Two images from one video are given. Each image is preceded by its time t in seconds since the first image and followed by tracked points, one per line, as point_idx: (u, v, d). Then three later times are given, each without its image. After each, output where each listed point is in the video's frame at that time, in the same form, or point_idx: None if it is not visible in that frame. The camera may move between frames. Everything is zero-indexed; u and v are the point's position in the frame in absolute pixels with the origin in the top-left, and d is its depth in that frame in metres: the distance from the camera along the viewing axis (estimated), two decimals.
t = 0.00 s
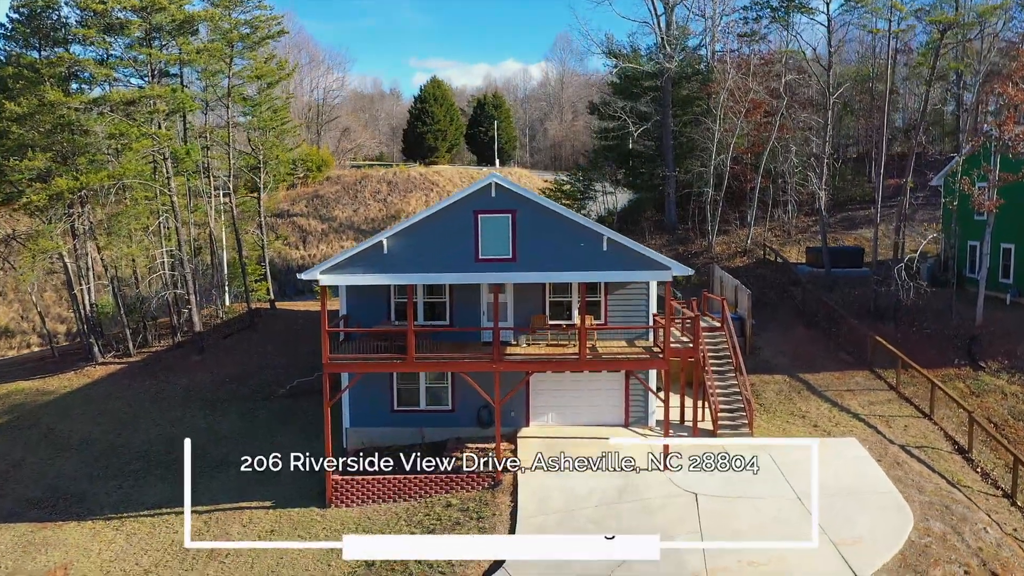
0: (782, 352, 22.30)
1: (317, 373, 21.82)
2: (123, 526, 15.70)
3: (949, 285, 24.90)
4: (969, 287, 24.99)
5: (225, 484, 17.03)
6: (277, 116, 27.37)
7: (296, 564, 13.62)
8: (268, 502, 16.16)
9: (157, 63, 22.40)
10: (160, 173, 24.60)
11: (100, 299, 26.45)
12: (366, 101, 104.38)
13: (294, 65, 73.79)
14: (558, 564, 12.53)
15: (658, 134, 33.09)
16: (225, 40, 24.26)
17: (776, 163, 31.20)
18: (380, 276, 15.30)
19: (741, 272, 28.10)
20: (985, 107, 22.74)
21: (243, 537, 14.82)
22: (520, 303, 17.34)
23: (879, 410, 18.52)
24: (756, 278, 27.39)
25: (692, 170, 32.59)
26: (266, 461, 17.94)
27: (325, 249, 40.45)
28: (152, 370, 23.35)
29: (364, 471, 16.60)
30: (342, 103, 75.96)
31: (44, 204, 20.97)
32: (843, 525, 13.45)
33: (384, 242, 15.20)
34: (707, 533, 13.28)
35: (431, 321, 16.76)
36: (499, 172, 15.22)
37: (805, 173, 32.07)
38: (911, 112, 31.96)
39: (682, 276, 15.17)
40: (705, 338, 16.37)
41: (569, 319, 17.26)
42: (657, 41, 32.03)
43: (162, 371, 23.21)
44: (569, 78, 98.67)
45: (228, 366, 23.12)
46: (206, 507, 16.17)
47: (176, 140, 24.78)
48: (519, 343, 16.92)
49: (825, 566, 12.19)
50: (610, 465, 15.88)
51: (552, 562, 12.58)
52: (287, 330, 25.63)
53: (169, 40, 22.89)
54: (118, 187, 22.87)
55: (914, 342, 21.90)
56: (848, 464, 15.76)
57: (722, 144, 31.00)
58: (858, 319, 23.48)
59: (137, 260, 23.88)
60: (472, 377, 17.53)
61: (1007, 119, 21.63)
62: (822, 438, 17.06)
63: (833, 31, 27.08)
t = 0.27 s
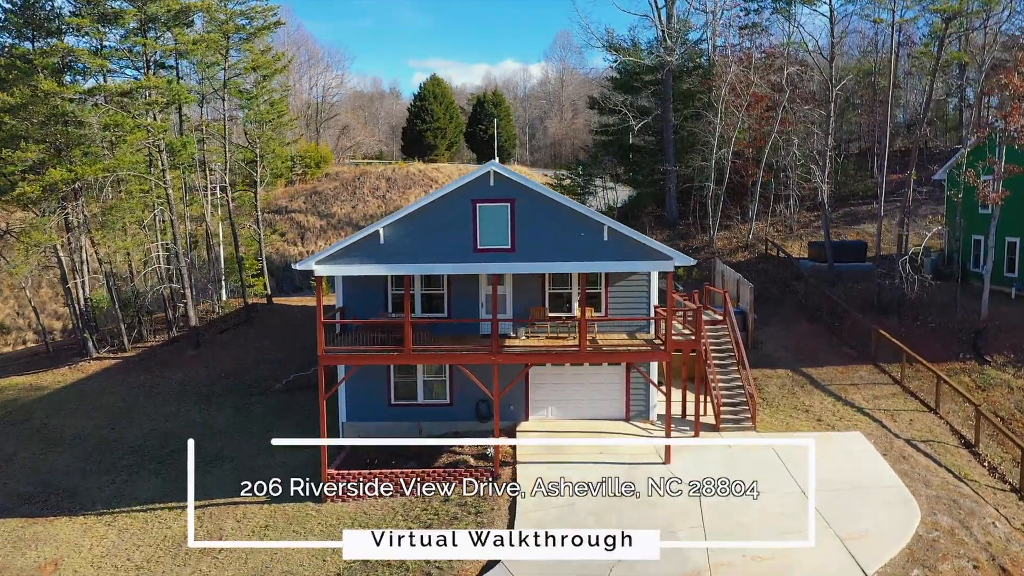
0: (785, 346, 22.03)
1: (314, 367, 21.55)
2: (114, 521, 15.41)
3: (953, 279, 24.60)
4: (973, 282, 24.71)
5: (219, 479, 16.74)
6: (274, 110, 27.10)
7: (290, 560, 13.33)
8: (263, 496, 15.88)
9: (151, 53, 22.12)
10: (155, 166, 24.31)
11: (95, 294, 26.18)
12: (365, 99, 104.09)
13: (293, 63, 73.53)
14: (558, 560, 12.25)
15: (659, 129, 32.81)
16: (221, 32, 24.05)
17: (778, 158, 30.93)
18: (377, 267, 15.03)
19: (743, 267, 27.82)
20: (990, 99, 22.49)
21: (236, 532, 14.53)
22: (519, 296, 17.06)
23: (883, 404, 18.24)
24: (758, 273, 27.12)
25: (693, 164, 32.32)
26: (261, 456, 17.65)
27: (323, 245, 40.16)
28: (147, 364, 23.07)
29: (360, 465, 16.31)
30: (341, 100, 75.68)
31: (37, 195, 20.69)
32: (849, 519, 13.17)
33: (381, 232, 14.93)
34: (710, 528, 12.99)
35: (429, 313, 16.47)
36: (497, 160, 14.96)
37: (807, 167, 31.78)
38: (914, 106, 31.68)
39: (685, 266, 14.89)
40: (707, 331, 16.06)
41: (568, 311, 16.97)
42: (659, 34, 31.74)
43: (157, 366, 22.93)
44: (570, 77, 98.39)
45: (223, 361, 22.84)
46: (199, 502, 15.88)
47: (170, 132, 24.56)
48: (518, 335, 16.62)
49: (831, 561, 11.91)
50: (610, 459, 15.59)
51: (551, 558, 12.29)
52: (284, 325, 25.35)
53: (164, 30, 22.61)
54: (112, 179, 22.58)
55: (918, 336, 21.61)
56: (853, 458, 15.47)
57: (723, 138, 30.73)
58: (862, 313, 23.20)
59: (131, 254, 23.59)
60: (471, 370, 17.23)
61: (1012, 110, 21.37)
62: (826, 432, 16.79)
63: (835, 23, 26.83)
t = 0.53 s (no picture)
0: (788, 341, 21.78)
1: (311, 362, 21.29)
2: (107, 517, 15.16)
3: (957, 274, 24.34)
4: (977, 277, 24.47)
5: (214, 474, 16.49)
6: (271, 104, 26.84)
7: (285, 555, 13.08)
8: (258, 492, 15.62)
9: (147, 44, 21.87)
10: (150, 159, 24.04)
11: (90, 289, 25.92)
12: (364, 98, 103.86)
13: (292, 60, 73.22)
14: (558, 556, 12.01)
15: (660, 123, 32.58)
16: (217, 24, 23.93)
17: (780, 153, 30.68)
18: (374, 259, 14.79)
19: (744, 262, 27.58)
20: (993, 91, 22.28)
21: (231, 528, 14.28)
22: (519, 289, 16.80)
23: (888, 399, 17.99)
24: (760, 268, 26.87)
25: (694, 159, 32.10)
26: (256, 451, 17.40)
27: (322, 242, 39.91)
28: (143, 360, 22.82)
29: (358, 460, 16.05)
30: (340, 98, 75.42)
31: (31, 187, 20.43)
32: (855, 514, 12.93)
33: (378, 222, 14.69)
34: (713, 523, 12.76)
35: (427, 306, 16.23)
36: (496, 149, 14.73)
37: (808, 162, 31.54)
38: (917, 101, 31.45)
39: (687, 257, 14.66)
40: (709, 323, 15.80)
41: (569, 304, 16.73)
42: (659, 28, 31.49)
43: (153, 361, 22.68)
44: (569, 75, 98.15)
45: (220, 356, 22.58)
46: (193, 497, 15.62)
47: (164, 124, 24.32)
48: (517, 329, 16.35)
49: (836, 556, 11.67)
50: (612, 453, 15.35)
51: (551, 555, 12.06)
52: (281, 320, 25.10)
53: (160, 21, 22.37)
54: (107, 172, 22.31)
55: (922, 331, 21.36)
56: (858, 452, 15.24)
57: (725, 132, 30.48)
58: (865, 307, 22.95)
59: (126, 248, 23.34)
60: (469, 364, 16.98)
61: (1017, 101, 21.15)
62: (829, 427, 16.55)
63: (837, 16, 26.58)
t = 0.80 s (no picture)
0: (790, 336, 21.50)
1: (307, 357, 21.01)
2: (98, 512, 14.87)
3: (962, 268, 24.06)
4: (982, 271, 24.19)
5: (208, 469, 16.20)
6: (267, 96, 26.55)
7: (280, 551, 12.81)
8: (253, 486, 15.33)
9: (141, 34, 21.57)
10: (145, 151, 23.74)
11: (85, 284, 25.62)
12: (363, 96, 103.56)
13: (291, 56, 72.82)
14: (559, 552, 11.74)
15: (660, 118, 32.31)
16: (213, 15, 23.89)
17: (781, 147, 30.41)
18: (370, 249, 14.51)
19: (746, 257, 27.29)
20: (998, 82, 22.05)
21: (224, 523, 13.99)
22: (518, 281, 16.56)
23: (893, 393, 17.71)
24: (762, 263, 26.60)
25: (695, 154, 31.83)
26: (251, 445, 17.10)
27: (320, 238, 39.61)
28: (138, 354, 22.53)
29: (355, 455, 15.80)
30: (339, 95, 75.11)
31: (23, 179, 20.13)
32: (862, 508, 12.65)
33: (374, 211, 14.41)
34: (717, 518, 12.48)
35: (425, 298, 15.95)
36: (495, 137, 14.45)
37: (810, 157, 31.26)
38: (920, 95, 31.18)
39: (689, 247, 14.38)
40: (712, 315, 15.52)
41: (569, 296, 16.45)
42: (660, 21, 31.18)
43: (148, 356, 22.39)
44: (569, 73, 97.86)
45: (215, 351, 22.29)
46: (187, 492, 15.34)
47: (158, 116, 24.02)
48: (517, 321, 16.06)
49: (843, 551, 11.40)
50: (613, 447, 15.07)
51: (551, 550, 11.79)
52: (277, 315, 24.81)
53: (154, 11, 22.08)
54: (100, 163, 22.00)
55: (927, 324, 21.07)
56: (863, 446, 14.96)
57: (726, 126, 30.21)
58: (869, 302, 22.67)
59: (121, 241, 23.05)
60: (468, 357, 16.69)
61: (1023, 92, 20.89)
62: (834, 421, 16.27)
63: (840, 8, 26.28)
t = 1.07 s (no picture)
0: (794, 330, 21.22)
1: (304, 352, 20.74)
2: (90, 508, 14.58)
3: (968, 263, 23.73)
4: (987, 266, 23.89)
5: (202, 464, 15.92)
6: (263, 90, 26.26)
7: (274, 547, 12.53)
8: (247, 482, 15.04)
9: (136, 24, 21.29)
10: (140, 144, 23.43)
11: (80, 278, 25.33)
12: (363, 94, 103.30)
13: (290, 54, 72.47)
14: (559, 549, 11.46)
15: (661, 112, 32.04)
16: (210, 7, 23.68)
17: (784, 142, 30.15)
18: (367, 240, 14.26)
19: (748, 252, 27.02)
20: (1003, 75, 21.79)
21: (218, 519, 13.70)
22: (517, 273, 16.27)
23: (899, 388, 17.43)
24: (764, 258, 26.33)
25: (697, 149, 31.57)
26: (245, 441, 16.81)
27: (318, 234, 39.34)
28: (133, 350, 22.26)
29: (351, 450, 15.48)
30: (338, 92, 74.80)
31: (16, 170, 19.86)
32: (869, 504, 12.35)
33: (371, 202, 14.16)
34: (721, 514, 12.20)
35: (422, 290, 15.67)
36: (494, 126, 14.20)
37: (813, 152, 30.98)
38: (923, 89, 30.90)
39: (692, 238, 14.11)
40: (715, 308, 15.23)
41: (569, 289, 16.17)
42: (661, 15, 30.92)
43: (143, 351, 22.12)
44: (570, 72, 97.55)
45: (211, 346, 22.00)
46: (180, 488, 15.06)
47: (153, 108, 23.73)
48: (516, 314, 15.73)
49: (850, 547, 11.11)
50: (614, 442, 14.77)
51: (552, 547, 11.51)
52: (274, 311, 24.53)
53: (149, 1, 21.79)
54: (94, 156, 21.71)
55: (933, 319, 20.76)
56: (869, 441, 14.70)
57: (727, 121, 29.93)
58: (873, 296, 22.38)
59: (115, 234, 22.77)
60: (466, 350, 16.41)
61: None
62: (839, 416, 15.98)
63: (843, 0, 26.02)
